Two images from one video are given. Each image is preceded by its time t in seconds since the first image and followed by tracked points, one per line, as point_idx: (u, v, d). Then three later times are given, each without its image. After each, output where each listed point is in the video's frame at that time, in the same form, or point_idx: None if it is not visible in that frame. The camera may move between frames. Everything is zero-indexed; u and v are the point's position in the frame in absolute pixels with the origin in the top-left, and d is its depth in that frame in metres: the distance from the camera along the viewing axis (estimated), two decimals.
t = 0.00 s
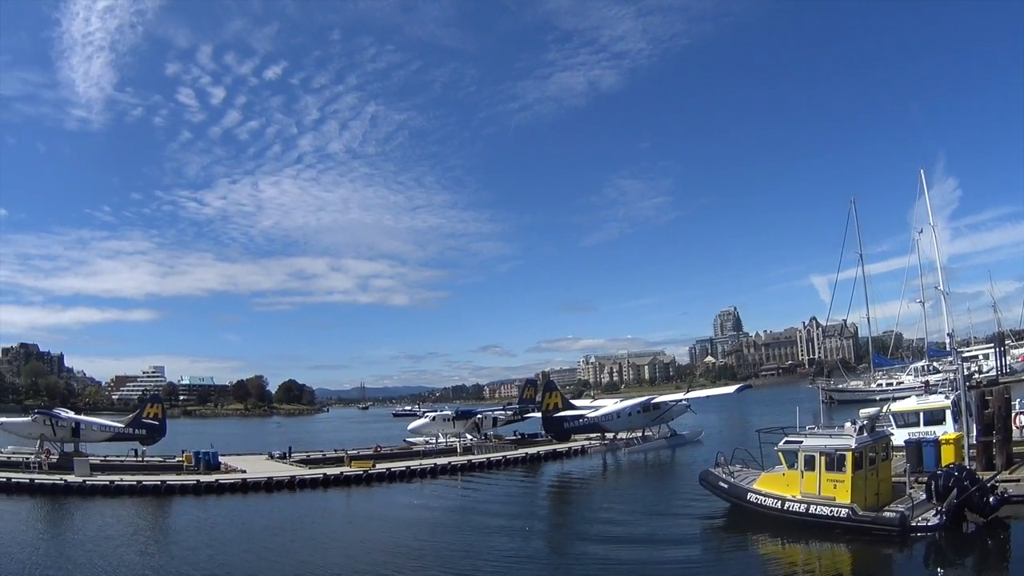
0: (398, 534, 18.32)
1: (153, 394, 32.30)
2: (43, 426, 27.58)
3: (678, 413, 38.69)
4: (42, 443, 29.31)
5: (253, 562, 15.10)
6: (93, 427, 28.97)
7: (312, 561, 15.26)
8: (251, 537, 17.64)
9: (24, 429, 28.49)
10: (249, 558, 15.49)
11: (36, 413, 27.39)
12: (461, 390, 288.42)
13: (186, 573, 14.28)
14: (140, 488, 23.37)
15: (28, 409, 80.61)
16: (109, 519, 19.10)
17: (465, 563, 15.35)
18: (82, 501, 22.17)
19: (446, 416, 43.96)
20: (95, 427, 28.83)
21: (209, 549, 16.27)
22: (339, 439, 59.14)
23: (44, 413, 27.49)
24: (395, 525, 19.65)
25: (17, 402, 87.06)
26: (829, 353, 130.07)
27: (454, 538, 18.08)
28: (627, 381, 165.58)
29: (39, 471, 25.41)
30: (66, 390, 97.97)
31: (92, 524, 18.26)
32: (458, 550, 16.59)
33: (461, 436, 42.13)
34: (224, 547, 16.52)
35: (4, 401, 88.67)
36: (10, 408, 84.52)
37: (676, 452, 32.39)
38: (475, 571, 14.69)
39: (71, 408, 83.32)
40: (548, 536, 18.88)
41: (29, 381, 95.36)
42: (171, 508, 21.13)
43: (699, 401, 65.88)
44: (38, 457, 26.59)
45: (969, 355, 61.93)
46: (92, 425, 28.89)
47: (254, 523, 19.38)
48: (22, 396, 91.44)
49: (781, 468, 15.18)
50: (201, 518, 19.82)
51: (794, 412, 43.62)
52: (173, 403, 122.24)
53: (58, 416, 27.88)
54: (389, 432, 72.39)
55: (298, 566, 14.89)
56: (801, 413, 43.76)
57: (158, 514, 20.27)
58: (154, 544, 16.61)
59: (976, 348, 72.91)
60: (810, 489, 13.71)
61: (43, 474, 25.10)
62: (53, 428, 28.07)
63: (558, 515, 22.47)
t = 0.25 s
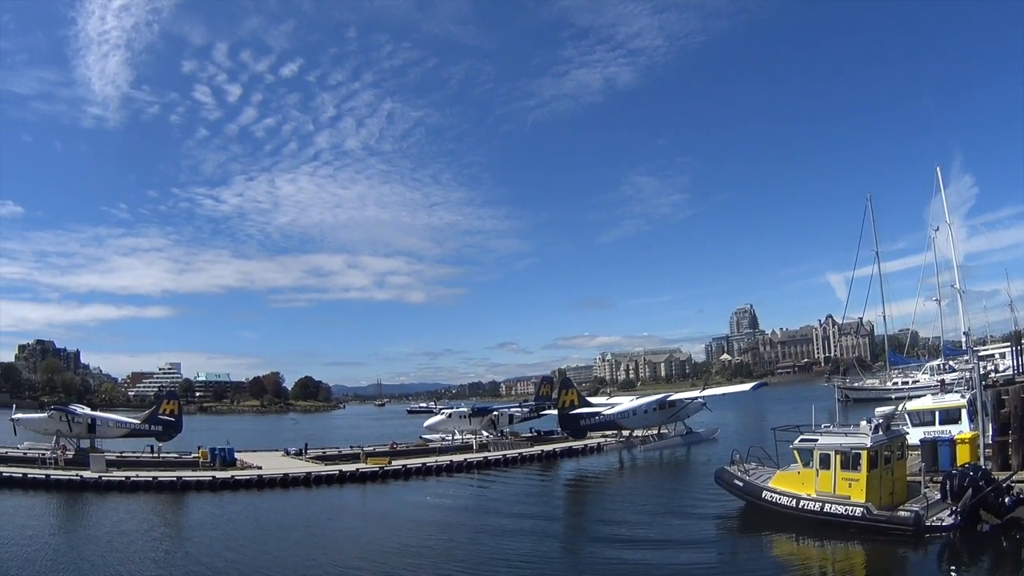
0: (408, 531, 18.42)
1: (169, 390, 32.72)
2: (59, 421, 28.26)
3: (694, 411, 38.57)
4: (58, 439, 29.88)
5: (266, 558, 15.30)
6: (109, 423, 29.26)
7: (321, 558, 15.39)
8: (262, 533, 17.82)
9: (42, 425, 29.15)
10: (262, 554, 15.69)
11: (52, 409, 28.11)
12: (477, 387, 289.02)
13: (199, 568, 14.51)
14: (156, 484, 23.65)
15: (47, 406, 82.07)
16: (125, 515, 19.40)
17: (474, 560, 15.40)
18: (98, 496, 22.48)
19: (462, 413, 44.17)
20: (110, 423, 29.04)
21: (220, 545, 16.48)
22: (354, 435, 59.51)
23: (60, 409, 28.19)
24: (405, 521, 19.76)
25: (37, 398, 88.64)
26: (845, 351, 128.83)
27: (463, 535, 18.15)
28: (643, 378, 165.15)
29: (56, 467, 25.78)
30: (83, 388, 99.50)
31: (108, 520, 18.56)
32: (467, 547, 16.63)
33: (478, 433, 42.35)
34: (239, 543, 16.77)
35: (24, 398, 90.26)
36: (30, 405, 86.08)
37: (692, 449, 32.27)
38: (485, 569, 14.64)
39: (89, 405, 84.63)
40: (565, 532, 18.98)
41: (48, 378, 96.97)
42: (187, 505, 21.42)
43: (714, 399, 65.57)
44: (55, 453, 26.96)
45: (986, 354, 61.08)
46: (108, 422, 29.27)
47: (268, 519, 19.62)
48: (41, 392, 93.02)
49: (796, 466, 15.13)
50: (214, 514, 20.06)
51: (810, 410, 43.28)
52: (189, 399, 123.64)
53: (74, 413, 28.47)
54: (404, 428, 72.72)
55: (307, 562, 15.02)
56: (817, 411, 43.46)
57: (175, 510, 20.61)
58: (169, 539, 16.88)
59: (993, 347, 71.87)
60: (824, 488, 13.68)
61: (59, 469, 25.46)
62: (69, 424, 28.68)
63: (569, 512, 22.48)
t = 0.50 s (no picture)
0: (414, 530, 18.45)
1: (182, 388, 33.10)
2: (72, 418, 28.77)
3: (707, 409, 38.50)
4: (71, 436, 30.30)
5: (273, 555, 15.47)
6: (122, 419, 29.52)
7: (324, 556, 15.44)
8: (269, 531, 17.93)
9: (55, 422, 29.63)
10: (270, 551, 15.86)
11: (65, 406, 28.64)
12: (490, 385, 289.44)
13: (208, 564, 14.71)
14: (168, 481, 23.90)
15: (63, 402, 83.23)
16: (136, 512, 19.62)
17: (479, 560, 15.40)
18: (110, 492, 22.73)
19: (476, 411, 44.36)
20: (123, 419, 29.26)
21: (229, 542, 16.64)
22: (367, 433, 59.75)
23: (73, 406, 28.69)
24: (413, 520, 19.81)
25: (53, 395, 89.91)
26: (858, 350, 127.80)
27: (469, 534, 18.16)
28: (656, 376, 164.72)
29: (69, 463, 26.07)
30: (98, 384, 100.74)
31: (119, 517, 18.79)
32: (472, 547, 16.63)
33: (491, 431, 42.52)
34: (249, 540, 16.96)
35: (40, 394, 91.56)
36: (47, 401, 87.38)
37: (705, 448, 32.19)
38: (491, 569, 14.63)
39: (104, 402, 85.64)
40: (576, 532, 19.04)
41: (63, 374, 98.30)
42: (198, 502, 21.64)
43: (727, 396, 65.29)
44: (68, 448, 27.24)
45: (1000, 354, 60.44)
46: (121, 418, 29.62)
47: (279, 516, 19.81)
48: (56, 388, 94.27)
49: (809, 465, 15.10)
50: (224, 512, 20.25)
51: (824, 409, 43.05)
52: (203, 395, 124.86)
53: (87, 409, 28.92)
54: (416, 426, 73.05)
55: (310, 560, 15.09)
56: (830, 410, 43.23)
57: (188, 506, 20.87)
58: (180, 536, 17.10)
59: (1007, 347, 71.07)
60: (836, 487, 13.64)
61: (72, 465, 25.76)
62: (82, 421, 29.15)
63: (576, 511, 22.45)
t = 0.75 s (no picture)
0: (420, 530, 18.51)
1: (194, 387, 33.39)
2: (82, 418, 29.05)
3: (718, 408, 38.45)
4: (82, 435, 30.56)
5: (283, 555, 15.60)
6: (133, 418, 29.77)
7: (330, 556, 15.53)
8: (277, 530, 18.08)
9: (66, 422, 29.93)
10: (280, 550, 16.00)
11: (76, 405, 28.94)
12: (501, 384, 289.65)
13: (217, 563, 14.85)
14: (180, 480, 24.11)
15: (72, 402, 84.01)
16: (147, 511, 19.82)
17: (486, 562, 15.44)
18: (121, 492, 22.93)
19: (487, 410, 44.47)
20: (134, 418, 29.50)
21: (239, 541, 16.80)
22: (378, 432, 60.01)
23: (84, 405, 29.02)
24: (419, 519, 19.92)
25: (63, 395, 90.70)
26: (868, 349, 126.87)
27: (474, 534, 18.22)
28: (667, 374, 164.28)
29: (80, 462, 26.27)
30: (108, 383, 101.51)
31: (130, 517, 18.98)
32: (477, 548, 16.67)
33: (502, 430, 42.62)
34: (258, 539, 17.10)
35: (50, 394, 92.32)
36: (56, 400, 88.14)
37: (717, 446, 32.13)
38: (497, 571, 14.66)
39: (113, 401, 86.24)
40: (587, 532, 19.11)
41: (73, 373, 99.05)
42: (208, 501, 21.84)
43: (737, 394, 65.05)
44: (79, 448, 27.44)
45: (1012, 353, 59.89)
46: (132, 418, 29.89)
47: (289, 516, 19.96)
48: (66, 388, 95.14)
49: (820, 464, 15.06)
50: (234, 511, 20.42)
51: (834, 407, 42.83)
52: (214, 395, 125.66)
53: (97, 408, 29.23)
54: (427, 425, 73.22)
55: (316, 560, 15.18)
56: (841, 408, 43.02)
57: (199, 505, 21.06)
58: (191, 535, 17.28)
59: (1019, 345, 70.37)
60: (847, 486, 13.61)
61: (83, 464, 25.95)
62: (93, 420, 29.45)
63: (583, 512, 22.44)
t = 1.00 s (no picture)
0: (425, 530, 18.55)
1: (203, 387, 33.65)
2: (92, 418, 29.30)
3: (728, 407, 38.39)
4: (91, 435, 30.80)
5: (291, 554, 15.72)
6: (142, 418, 30.01)
7: (335, 556, 15.59)
8: (284, 530, 18.19)
9: (76, 422, 30.18)
10: (288, 550, 16.11)
11: (85, 405, 29.19)
12: (510, 383, 289.54)
13: (226, 563, 14.97)
14: (190, 480, 24.31)
15: (81, 402, 84.71)
16: (154, 511, 19.97)
17: (491, 561, 15.48)
18: (131, 491, 23.11)
19: (497, 409, 44.55)
20: (143, 419, 29.75)
21: (248, 541, 16.93)
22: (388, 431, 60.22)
23: (94, 406, 29.29)
24: (425, 519, 19.98)
25: (72, 395, 91.45)
26: (878, 348, 125.95)
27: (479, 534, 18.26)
28: (676, 374, 163.77)
29: (89, 463, 26.48)
30: (117, 383, 102.23)
31: (138, 517, 19.14)
32: (482, 548, 16.70)
33: (512, 429, 42.68)
34: (267, 539, 17.22)
35: (59, 394, 93.11)
36: (66, 400, 88.85)
37: (727, 445, 32.08)
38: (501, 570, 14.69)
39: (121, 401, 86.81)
40: (596, 533, 19.13)
41: (82, 374, 99.78)
42: (216, 501, 22.00)
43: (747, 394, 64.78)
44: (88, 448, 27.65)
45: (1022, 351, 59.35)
46: (142, 418, 30.13)
47: (298, 516, 20.08)
48: (75, 388, 95.93)
49: (829, 463, 15.05)
50: (241, 511, 20.55)
51: (844, 407, 42.69)
52: (224, 394, 126.32)
53: (107, 408, 29.49)
54: (436, 424, 73.33)
55: (321, 561, 15.25)
56: (851, 407, 42.83)
57: (210, 505, 21.22)
58: (200, 535, 17.42)
59: None
60: (857, 485, 13.61)
61: (93, 465, 26.16)
62: (102, 420, 29.70)
63: (590, 511, 22.46)
